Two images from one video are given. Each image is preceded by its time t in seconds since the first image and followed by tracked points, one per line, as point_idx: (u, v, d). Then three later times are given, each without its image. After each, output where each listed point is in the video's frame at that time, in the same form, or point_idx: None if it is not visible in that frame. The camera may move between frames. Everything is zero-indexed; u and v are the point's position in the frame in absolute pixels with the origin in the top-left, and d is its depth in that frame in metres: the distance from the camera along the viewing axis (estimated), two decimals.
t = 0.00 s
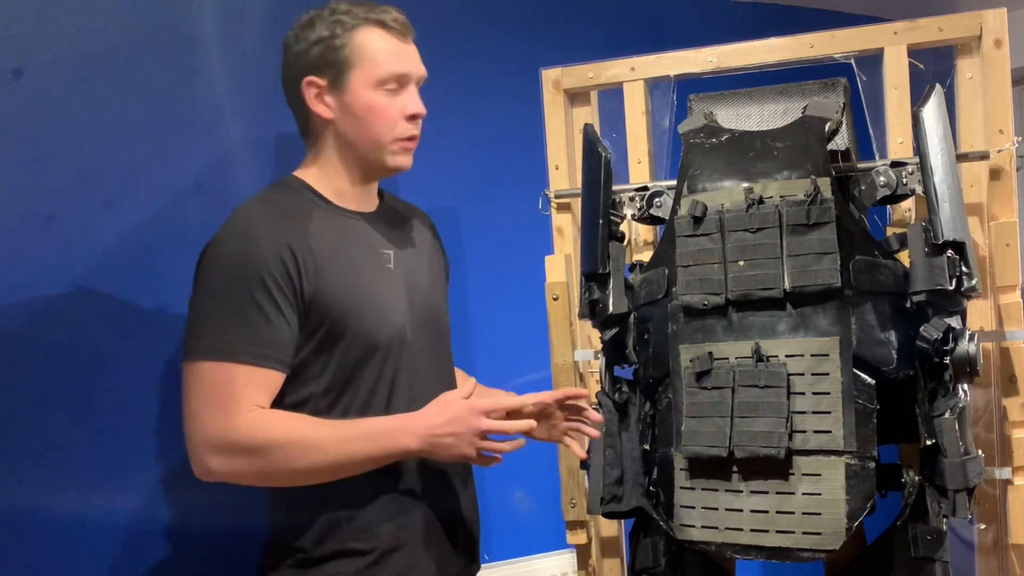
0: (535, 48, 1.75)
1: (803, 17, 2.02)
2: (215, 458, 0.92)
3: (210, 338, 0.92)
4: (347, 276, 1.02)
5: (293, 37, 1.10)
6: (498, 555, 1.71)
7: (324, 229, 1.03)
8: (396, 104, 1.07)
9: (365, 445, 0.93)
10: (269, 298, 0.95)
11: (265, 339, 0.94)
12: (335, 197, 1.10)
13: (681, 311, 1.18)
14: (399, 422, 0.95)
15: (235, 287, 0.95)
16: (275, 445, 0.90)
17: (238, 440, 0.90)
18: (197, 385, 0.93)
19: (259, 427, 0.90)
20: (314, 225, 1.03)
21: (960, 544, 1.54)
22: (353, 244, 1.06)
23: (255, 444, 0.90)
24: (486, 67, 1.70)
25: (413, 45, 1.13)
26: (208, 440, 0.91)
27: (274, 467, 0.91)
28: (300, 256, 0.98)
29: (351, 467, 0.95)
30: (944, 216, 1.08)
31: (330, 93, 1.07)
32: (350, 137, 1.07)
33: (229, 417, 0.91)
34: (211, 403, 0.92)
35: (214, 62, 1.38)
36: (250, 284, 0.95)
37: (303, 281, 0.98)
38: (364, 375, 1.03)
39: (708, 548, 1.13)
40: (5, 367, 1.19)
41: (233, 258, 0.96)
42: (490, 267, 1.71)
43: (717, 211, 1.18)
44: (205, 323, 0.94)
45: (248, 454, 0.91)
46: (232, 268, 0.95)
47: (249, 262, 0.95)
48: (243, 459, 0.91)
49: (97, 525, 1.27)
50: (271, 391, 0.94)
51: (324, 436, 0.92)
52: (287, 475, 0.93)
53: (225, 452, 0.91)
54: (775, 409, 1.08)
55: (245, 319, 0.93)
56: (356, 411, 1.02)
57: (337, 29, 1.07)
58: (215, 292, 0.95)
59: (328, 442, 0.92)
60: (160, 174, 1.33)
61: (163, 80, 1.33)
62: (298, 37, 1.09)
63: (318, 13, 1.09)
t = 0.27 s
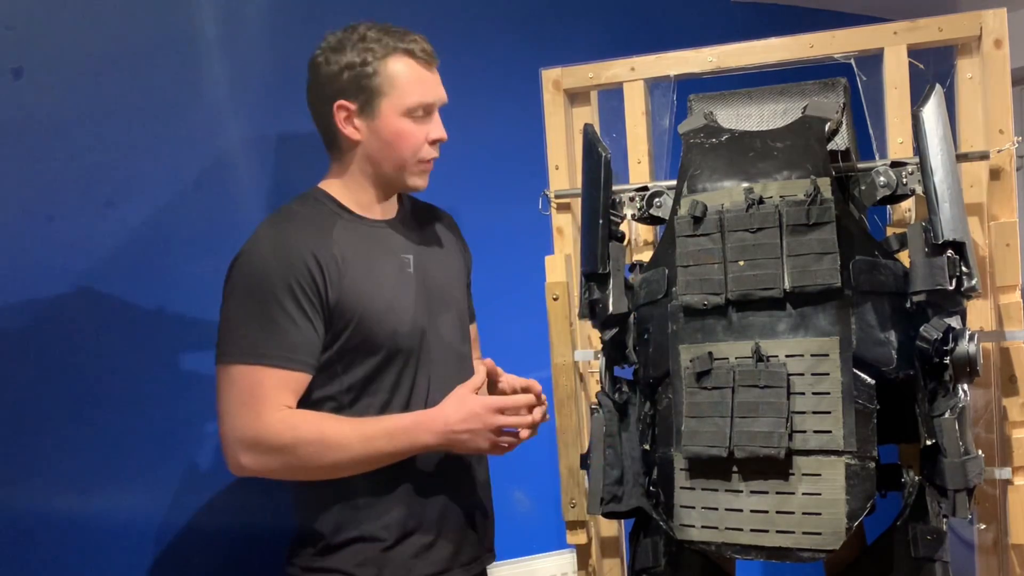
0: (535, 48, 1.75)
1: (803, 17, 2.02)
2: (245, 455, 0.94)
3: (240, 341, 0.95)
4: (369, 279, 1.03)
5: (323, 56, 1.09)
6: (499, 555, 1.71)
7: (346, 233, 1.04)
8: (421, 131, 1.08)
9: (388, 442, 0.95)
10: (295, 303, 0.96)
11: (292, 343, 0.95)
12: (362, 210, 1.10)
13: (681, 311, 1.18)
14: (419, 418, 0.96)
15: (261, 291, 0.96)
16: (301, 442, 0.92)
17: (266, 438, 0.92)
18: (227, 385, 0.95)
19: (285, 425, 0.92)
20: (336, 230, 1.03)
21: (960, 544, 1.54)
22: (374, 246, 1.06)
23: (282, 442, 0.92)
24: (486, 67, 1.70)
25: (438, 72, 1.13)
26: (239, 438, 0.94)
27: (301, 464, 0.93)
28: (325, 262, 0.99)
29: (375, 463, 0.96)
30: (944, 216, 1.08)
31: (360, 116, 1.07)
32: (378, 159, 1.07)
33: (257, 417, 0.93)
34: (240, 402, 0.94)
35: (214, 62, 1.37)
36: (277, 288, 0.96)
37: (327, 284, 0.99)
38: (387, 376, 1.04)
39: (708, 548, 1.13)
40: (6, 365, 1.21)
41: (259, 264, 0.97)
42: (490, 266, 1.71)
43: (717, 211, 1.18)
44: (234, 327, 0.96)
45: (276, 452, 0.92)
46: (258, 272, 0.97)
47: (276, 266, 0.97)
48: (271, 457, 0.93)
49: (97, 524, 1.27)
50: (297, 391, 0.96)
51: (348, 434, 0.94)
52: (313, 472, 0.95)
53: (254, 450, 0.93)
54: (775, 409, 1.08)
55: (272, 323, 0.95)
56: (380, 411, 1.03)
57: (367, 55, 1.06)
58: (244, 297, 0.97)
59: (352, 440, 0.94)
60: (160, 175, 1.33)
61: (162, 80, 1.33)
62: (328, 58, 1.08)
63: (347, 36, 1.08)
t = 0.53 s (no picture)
0: (535, 48, 1.75)
1: (803, 17, 2.02)
2: (245, 461, 0.94)
3: (236, 347, 0.95)
4: (363, 279, 1.02)
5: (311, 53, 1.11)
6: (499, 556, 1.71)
7: (340, 234, 1.04)
8: (407, 120, 1.07)
9: (386, 447, 0.93)
10: (289, 305, 0.96)
11: (288, 346, 0.95)
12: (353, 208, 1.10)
13: (681, 311, 1.18)
14: (418, 423, 0.94)
15: (257, 296, 0.96)
16: (299, 448, 0.91)
17: (263, 445, 0.91)
18: (225, 392, 0.95)
19: (283, 431, 0.92)
20: (329, 232, 1.03)
21: (960, 544, 1.54)
22: (369, 246, 1.06)
23: (280, 448, 0.91)
24: (486, 67, 1.70)
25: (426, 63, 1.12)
26: (237, 446, 0.94)
27: (300, 470, 0.93)
28: (318, 264, 0.99)
29: (375, 468, 0.95)
30: (944, 216, 1.08)
31: (343, 109, 1.07)
32: (363, 152, 1.07)
33: (255, 423, 0.92)
34: (238, 409, 0.94)
35: (214, 61, 1.37)
36: (272, 292, 0.96)
37: (322, 287, 0.99)
38: (384, 376, 1.04)
39: (708, 548, 1.13)
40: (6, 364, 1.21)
41: (254, 269, 0.97)
42: (490, 266, 1.71)
43: (717, 211, 1.18)
44: (230, 333, 0.96)
45: (274, 458, 0.92)
46: (252, 277, 0.97)
47: (271, 271, 0.97)
48: (269, 464, 0.93)
49: (98, 524, 1.27)
50: (294, 396, 0.95)
51: (348, 438, 0.93)
52: (314, 478, 0.94)
53: (253, 457, 0.93)
54: (775, 409, 1.08)
55: (268, 327, 0.95)
56: (380, 411, 1.03)
57: (347, 47, 1.07)
58: (240, 302, 0.97)
59: (351, 444, 0.93)
60: (160, 174, 1.33)
61: (162, 80, 1.33)
62: (316, 53, 1.10)
63: (334, 31, 1.10)
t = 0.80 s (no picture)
0: (535, 48, 1.75)
1: (803, 17, 2.03)
2: (240, 478, 0.95)
3: (227, 363, 0.95)
4: (351, 285, 1.02)
5: (290, 51, 1.10)
6: (499, 556, 1.70)
7: (327, 242, 1.04)
8: (399, 112, 1.08)
9: (380, 460, 0.93)
10: (276, 318, 0.97)
11: (277, 359, 0.96)
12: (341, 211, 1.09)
13: (681, 311, 1.18)
14: (412, 434, 0.94)
15: (244, 310, 0.97)
16: (292, 463, 0.92)
17: (257, 462, 0.92)
18: (217, 408, 0.96)
19: (277, 446, 0.92)
20: (313, 240, 1.03)
21: (960, 544, 1.54)
22: (357, 251, 1.06)
23: (273, 463, 0.92)
24: (486, 67, 1.70)
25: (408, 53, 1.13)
26: (232, 462, 0.94)
27: (294, 484, 0.93)
28: (302, 275, 0.99)
29: (369, 481, 0.95)
30: (944, 216, 1.08)
31: (333, 105, 1.07)
32: (358, 146, 1.07)
33: (247, 438, 0.93)
34: (230, 426, 0.95)
35: (213, 61, 1.37)
36: (259, 306, 0.97)
37: (309, 297, 1.00)
38: (377, 380, 1.04)
39: (708, 548, 1.13)
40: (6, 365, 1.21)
41: (239, 283, 0.98)
42: (490, 266, 1.71)
43: (717, 210, 1.18)
44: (219, 348, 0.96)
45: (269, 474, 0.93)
46: (240, 292, 0.97)
47: (257, 284, 0.97)
48: (264, 479, 0.94)
49: (98, 524, 1.27)
50: (285, 409, 0.96)
51: (340, 450, 0.94)
52: (309, 492, 0.95)
53: (248, 472, 0.94)
54: (775, 409, 1.08)
55: (256, 341, 0.96)
56: (375, 414, 1.04)
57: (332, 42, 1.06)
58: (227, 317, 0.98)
59: (343, 455, 0.93)
60: (160, 175, 1.33)
61: (161, 80, 1.33)
62: (296, 50, 1.09)
63: (314, 27, 1.09)
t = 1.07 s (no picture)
0: (535, 48, 1.75)
1: (803, 17, 2.02)
2: (228, 482, 0.95)
3: (220, 366, 0.95)
4: (349, 289, 1.02)
5: (281, 53, 1.10)
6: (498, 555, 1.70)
7: (324, 244, 1.04)
8: (396, 102, 1.09)
9: (370, 474, 0.94)
10: (271, 322, 0.97)
11: (270, 365, 0.96)
12: (342, 211, 1.10)
13: (681, 311, 1.18)
14: (404, 452, 0.94)
15: (238, 314, 0.97)
16: (282, 472, 0.92)
17: (245, 468, 0.92)
18: (210, 411, 0.96)
19: (266, 454, 0.92)
20: (311, 242, 1.03)
21: (960, 544, 1.54)
22: (354, 254, 1.05)
23: (264, 470, 0.92)
24: (486, 67, 1.70)
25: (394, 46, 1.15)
26: (220, 466, 0.94)
27: (282, 493, 0.93)
28: (301, 279, 0.99)
29: (356, 494, 0.95)
30: (944, 216, 1.08)
31: (330, 102, 1.08)
32: (359, 139, 1.08)
33: (239, 444, 0.93)
34: (222, 428, 0.95)
35: (214, 61, 1.37)
36: (253, 309, 0.97)
37: (303, 300, 0.99)
38: (374, 385, 1.03)
39: (708, 548, 1.13)
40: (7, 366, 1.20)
41: (235, 286, 0.98)
42: (489, 266, 1.71)
43: (717, 211, 1.18)
44: (213, 351, 0.96)
45: (257, 480, 0.93)
46: (235, 294, 0.97)
47: (251, 289, 0.97)
48: (252, 484, 0.94)
49: (98, 525, 1.27)
50: (277, 415, 0.96)
51: (332, 461, 0.94)
52: (299, 501, 0.95)
53: (236, 477, 0.94)
54: (775, 409, 1.08)
55: (250, 346, 0.96)
56: (370, 418, 1.03)
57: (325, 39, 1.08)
58: (222, 320, 0.98)
59: (333, 467, 0.94)
60: (159, 176, 1.34)
61: (162, 80, 1.33)
62: (288, 50, 1.10)
63: (304, 27, 1.10)
